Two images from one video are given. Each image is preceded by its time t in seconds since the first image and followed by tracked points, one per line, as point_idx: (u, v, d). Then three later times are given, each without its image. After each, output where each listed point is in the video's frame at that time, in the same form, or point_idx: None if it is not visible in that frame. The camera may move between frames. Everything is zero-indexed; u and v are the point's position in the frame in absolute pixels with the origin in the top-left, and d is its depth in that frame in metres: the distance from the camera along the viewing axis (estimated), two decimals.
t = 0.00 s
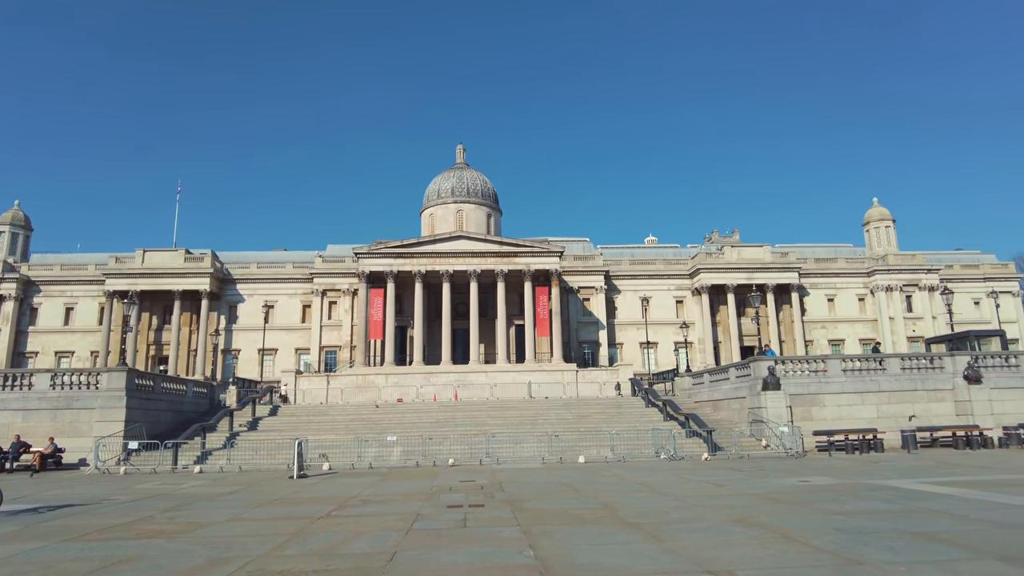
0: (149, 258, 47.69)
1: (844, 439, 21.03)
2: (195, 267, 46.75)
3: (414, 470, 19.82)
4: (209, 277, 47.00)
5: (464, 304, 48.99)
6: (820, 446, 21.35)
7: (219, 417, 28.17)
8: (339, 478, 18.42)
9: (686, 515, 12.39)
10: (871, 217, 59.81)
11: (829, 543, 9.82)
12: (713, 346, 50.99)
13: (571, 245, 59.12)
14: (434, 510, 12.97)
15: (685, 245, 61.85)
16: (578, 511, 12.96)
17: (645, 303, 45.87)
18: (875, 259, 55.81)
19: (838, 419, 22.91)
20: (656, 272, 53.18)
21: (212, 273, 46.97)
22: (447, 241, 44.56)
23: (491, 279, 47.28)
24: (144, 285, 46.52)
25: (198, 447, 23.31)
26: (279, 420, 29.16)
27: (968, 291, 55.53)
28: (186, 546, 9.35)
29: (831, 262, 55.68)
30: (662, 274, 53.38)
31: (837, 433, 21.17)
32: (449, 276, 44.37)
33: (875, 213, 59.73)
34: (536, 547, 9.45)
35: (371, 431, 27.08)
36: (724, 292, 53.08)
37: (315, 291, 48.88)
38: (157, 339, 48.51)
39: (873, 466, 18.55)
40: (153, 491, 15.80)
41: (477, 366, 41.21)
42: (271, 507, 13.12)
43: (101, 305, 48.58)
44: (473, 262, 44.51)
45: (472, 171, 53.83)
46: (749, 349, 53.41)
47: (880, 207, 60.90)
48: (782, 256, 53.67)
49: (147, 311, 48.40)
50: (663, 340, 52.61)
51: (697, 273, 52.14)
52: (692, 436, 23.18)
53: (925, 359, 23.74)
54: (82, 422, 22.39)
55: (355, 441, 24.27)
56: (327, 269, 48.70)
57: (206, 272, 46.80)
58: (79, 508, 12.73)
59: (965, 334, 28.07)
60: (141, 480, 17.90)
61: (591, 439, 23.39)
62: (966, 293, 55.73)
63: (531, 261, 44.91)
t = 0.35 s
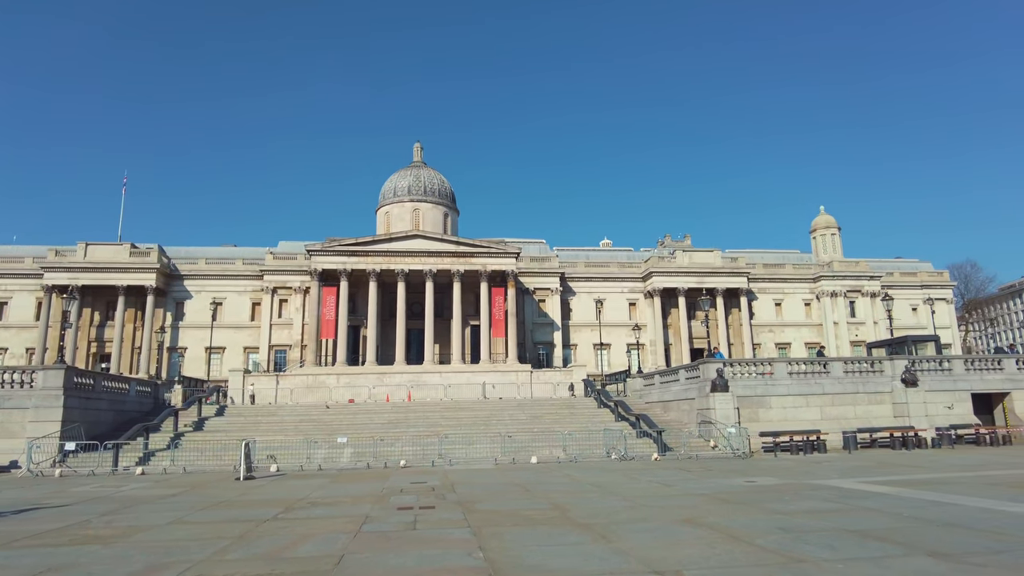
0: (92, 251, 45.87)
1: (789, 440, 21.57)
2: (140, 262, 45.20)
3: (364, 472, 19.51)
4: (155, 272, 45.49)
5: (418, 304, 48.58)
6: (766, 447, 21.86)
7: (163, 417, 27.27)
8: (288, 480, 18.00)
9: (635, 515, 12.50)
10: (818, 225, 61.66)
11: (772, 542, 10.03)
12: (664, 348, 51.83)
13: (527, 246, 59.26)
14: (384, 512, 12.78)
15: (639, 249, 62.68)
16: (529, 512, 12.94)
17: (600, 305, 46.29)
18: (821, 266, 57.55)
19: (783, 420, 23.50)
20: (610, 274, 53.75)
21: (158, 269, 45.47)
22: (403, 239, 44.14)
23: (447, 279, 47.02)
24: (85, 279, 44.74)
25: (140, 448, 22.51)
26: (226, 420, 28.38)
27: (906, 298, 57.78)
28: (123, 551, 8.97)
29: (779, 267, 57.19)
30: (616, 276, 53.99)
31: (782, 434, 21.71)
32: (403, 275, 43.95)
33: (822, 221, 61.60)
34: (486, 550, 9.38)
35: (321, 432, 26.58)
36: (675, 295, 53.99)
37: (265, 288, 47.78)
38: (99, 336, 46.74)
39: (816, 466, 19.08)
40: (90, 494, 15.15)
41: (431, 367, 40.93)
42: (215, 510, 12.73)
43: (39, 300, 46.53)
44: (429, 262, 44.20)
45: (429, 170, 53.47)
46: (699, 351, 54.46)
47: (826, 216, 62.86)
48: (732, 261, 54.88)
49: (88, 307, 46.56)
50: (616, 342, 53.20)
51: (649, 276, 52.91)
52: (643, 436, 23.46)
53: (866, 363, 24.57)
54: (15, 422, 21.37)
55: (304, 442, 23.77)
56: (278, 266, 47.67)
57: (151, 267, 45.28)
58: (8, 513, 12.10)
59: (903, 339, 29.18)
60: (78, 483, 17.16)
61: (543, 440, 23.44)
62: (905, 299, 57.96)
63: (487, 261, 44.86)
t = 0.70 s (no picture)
0: (21, 244, 43.67)
1: (730, 442, 22.12)
2: (74, 255, 43.26)
3: (307, 474, 19.13)
4: (89, 266, 43.60)
5: (366, 304, 47.95)
6: (707, 447, 22.35)
7: (95, 417, 26.13)
8: (227, 482, 17.50)
9: (579, 516, 12.60)
10: (760, 232, 63.51)
11: (711, 541, 10.26)
12: (611, 351, 52.52)
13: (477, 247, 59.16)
14: (326, 515, 12.55)
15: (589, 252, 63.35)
16: (474, 514, 12.90)
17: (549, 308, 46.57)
18: (762, 272, 59.30)
19: (723, 422, 24.07)
20: (560, 277, 54.13)
21: (93, 263, 43.60)
22: (351, 238, 43.50)
23: (396, 279, 46.55)
24: (13, 273, 42.54)
25: (69, 451, 21.54)
26: (163, 421, 27.41)
27: (842, 305, 60.03)
28: (48, 558, 8.56)
29: (722, 273, 58.67)
30: (565, 279, 54.41)
31: (723, 435, 22.24)
32: (351, 274, 43.31)
33: (764, 229, 63.48)
34: (430, 551, 9.31)
35: (263, 434, 25.91)
36: (623, 299, 54.77)
37: (207, 285, 46.36)
38: (27, 333, 44.52)
39: (755, 466, 19.62)
40: (14, 499, 14.40)
41: (378, 367, 40.44)
42: (148, 514, 12.27)
43: None
44: (378, 261, 43.67)
45: (379, 168, 52.85)
46: (645, 354, 55.39)
47: (768, 224, 64.79)
48: (677, 265, 56.03)
49: (16, 302, 44.29)
50: (565, 344, 53.64)
51: (598, 279, 53.51)
52: (588, 437, 23.69)
53: (803, 367, 25.38)
54: None
55: (245, 444, 23.15)
56: (220, 263, 46.31)
57: (85, 261, 43.39)
58: None
59: (839, 344, 30.29)
60: None
61: (490, 442, 23.44)
62: (840, 305, 60.22)
63: (437, 261, 44.61)
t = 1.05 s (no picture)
0: None
1: (671, 443, 22.58)
2: None
3: (245, 477, 18.63)
4: (15, 259, 41.42)
5: (310, 303, 47.06)
6: (649, 449, 22.76)
7: (18, 418, 24.81)
8: (161, 486, 16.89)
9: (523, 517, 12.65)
10: (703, 239, 65.11)
11: (651, 541, 10.46)
12: (557, 353, 52.96)
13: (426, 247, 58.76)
14: (265, 518, 12.25)
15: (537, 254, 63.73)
16: (417, 516, 12.82)
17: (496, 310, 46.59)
18: (704, 278, 60.82)
19: (665, 423, 24.55)
20: (508, 279, 54.28)
21: (19, 255, 41.46)
22: (296, 235, 42.62)
23: (342, 278, 45.84)
24: None
25: None
26: (92, 421, 26.26)
27: (779, 310, 62.12)
28: None
29: (666, 278, 59.91)
30: (513, 281, 54.58)
31: (664, 437, 22.67)
32: (296, 272, 42.42)
33: (706, 235, 65.11)
34: (371, 554, 9.20)
35: (200, 435, 25.09)
36: (570, 302, 55.30)
37: (143, 281, 44.66)
38: None
39: (694, 467, 20.10)
40: None
41: (322, 368, 39.69)
42: (75, 520, 11.73)
43: None
44: (324, 259, 42.92)
45: (327, 165, 51.96)
46: (590, 356, 56.06)
47: (711, 231, 66.51)
48: (623, 270, 56.95)
49: None
50: (512, 346, 53.82)
51: (546, 282, 53.87)
52: (533, 439, 23.81)
53: (742, 370, 26.11)
54: None
55: (180, 445, 22.38)
56: (158, 258, 44.70)
57: (11, 253, 41.22)
58: None
59: (776, 348, 31.31)
60: None
61: (435, 444, 23.30)
62: (778, 311, 62.24)
63: (384, 261, 44.14)
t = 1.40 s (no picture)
0: None
1: (616, 444, 22.94)
2: None
3: (184, 480, 18.05)
4: None
5: (255, 301, 45.97)
6: (595, 449, 23.06)
7: None
8: (93, 489, 16.23)
9: (469, 519, 12.66)
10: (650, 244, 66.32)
11: (594, 541, 10.59)
12: (506, 354, 53.09)
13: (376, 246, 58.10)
14: (204, 522, 11.93)
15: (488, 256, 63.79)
16: (361, 519, 12.68)
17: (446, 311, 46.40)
18: (651, 282, 61.98)
19: (611, 424, 24.90)
20: (459, 280, 54.17)
21: None
22: (241, 231, 41.59)
23: (288, 276, 44.93)
24: None
25: None
26: (19, 422, 25.05)
27: (723, 315, 63.79)
28: None
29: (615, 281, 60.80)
30: (464, 282, 54.49)
31: (610, 437, 23.02)
32: (240, 270, 41.38)
33: (654, 240, 66.36)
34: (313, 558, 9.06)
35: (136, 437, 24.22)
36: (521, 303, 55.53)
37: (77, 275, 42.83)
38: None
39: (639, 468, 20.45)
40: None
41: (266, 368, 38.80)
42: None
43: None
44: (269, 257, 41.99)
45: (274, 159, 50.88)
46: (539, 358, 56.40)
47: (658, 236, 67.83)
48: (572, 272, 57.54)
49: None
50: (462, 347, 53.72)
51: (496, 283, 53.94)
52: (481, 440, 23.83)
53: (686, 373, 26.72)
54: None
55: (114, 447, 21.55)
56: (94, 252, 42.94)
57: None
58: None
59: (719, 351, 32.14)
60: None
61: (382, 445, 23.08)
62: (721, 316, 63.88)
63: (332, 259, 43.44)
